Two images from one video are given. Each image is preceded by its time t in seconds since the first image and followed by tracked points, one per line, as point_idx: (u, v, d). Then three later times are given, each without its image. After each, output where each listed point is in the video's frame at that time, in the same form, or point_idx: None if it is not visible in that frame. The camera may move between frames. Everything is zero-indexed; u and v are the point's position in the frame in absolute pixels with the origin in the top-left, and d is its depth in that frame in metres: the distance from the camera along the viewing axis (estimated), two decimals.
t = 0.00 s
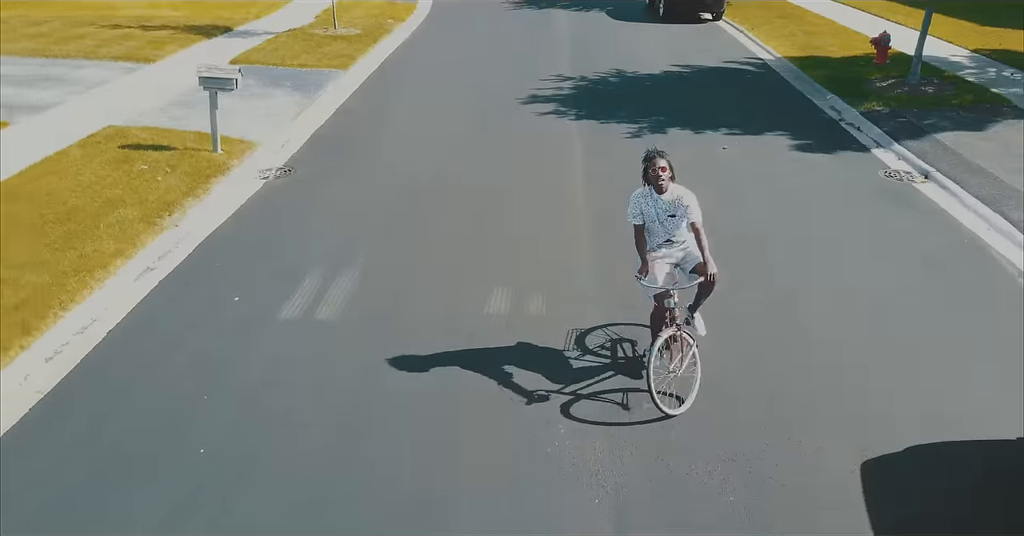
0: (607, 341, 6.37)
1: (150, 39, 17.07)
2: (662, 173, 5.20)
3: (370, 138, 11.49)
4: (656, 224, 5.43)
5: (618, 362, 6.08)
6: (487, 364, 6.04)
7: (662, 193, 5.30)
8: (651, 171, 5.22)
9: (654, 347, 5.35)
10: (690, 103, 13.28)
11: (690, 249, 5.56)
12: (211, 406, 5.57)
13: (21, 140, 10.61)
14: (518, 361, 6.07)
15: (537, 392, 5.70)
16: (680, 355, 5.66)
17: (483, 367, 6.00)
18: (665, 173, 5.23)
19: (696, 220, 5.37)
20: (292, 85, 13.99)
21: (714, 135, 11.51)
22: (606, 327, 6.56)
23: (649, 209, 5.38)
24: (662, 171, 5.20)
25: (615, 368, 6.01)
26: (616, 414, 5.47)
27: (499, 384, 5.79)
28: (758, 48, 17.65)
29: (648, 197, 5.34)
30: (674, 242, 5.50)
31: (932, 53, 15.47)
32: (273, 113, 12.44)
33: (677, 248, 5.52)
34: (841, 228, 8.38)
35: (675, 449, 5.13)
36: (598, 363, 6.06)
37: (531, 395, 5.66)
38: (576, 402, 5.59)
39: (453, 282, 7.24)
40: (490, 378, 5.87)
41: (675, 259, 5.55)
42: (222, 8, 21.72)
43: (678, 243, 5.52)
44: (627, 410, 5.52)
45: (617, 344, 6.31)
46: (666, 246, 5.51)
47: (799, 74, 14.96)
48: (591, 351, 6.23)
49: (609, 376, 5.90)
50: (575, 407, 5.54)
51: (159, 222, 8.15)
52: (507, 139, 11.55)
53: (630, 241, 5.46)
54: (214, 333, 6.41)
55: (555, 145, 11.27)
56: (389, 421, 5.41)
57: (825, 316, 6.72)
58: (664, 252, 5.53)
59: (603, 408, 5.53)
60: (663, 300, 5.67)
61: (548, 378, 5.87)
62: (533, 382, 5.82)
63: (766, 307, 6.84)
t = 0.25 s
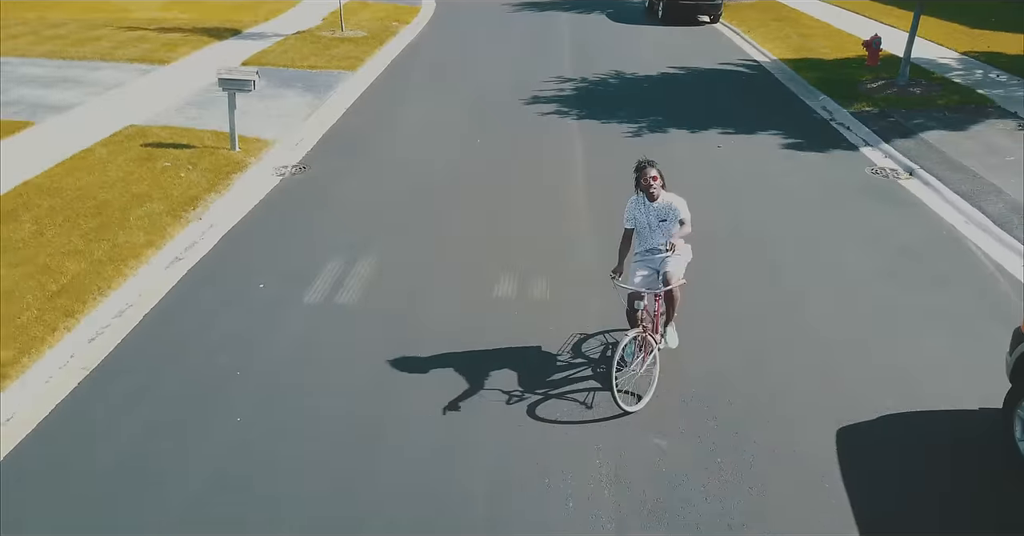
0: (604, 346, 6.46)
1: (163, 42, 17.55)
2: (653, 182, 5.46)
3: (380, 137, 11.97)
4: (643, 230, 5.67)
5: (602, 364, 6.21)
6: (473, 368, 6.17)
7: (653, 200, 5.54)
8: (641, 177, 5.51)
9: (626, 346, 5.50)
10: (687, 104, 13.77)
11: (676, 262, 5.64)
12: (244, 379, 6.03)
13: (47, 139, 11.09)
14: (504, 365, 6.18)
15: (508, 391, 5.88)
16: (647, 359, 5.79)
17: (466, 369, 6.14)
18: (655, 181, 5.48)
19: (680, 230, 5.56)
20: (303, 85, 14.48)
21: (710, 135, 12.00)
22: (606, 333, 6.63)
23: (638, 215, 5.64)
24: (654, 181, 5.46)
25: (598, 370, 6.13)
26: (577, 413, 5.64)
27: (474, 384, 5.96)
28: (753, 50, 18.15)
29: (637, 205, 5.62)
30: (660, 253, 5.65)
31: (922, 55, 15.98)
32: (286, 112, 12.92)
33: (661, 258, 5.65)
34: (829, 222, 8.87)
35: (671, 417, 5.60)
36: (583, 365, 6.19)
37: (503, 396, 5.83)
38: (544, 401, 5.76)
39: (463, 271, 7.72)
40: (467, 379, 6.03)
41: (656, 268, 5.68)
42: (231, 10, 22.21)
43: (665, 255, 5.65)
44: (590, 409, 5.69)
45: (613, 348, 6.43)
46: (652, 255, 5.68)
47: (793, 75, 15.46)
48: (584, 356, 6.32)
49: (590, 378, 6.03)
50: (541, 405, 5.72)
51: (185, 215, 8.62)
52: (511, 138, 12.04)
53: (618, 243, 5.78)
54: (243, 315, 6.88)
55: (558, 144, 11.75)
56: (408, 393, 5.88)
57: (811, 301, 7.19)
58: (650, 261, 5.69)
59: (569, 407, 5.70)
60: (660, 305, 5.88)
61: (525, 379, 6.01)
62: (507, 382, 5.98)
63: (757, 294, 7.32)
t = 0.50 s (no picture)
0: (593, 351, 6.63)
1: (174, 43, 17.96)
2: (643, 192, 5.64)
3: (388, 137, 12.39)
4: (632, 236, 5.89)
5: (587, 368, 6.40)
6: (460, 372, 6.35)
7: (642, 208, 5.73)
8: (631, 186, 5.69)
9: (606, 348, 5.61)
10: (685, 104, 14.18)
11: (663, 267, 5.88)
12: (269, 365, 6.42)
13: (67, 138, 11.48)
14: (492, 370, 6.36)
15: (490, 394, 6.08)
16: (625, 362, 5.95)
17: (453, 374, 6.33)
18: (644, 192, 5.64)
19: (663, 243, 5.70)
20: (312, 86, 14.89)
21: (707, 135, 12.41)
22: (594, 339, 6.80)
23: (627, 220, 5.87)
24: (643, 191, 5.64)
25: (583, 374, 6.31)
26: (554, 415, 5.84)
27: (457, 387, 6.16)
28: (751, 52, 18.56)
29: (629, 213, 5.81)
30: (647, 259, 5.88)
31: (915, 57, 16.39)
32: (296, 113, 13.33)
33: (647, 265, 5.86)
34: (820, 217, 9.27)
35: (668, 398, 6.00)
36: (569, 369, 6.38)
37: (485, 398, 6.03)
38: (524, 404, 5.95)
39: (472, 265, 8.13)
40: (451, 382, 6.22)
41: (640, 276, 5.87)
42: (239, 13, 22.62)
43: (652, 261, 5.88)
44: (568, 411, 5.87)
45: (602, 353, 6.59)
46: (639, 259, 5.91)
47: (788, 77, 15.87)
48: (571, 360, 6.50)
49: (572, 382, 6.21)
50: (520, 407, 5.92)
51: (204, 212, 9.02)
52: (515, 138, 12.45)
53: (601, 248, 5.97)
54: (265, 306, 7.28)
55: (560, 144, 12.15)
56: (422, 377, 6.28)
57: (801, 292, 7.61)
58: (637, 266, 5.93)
59: (547, 408, 5.90)
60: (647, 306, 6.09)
61: (509, 383, 6.19)
62: (489, 385, 6.18)
63: (750, 285, 7.73)
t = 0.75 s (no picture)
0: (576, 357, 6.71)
1: (185, 46, 18.39)
2: (624, 203, 5.73)
3: (396, 138, 12.81)
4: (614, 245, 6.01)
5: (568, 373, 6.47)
6: (443, 377, 6.41)
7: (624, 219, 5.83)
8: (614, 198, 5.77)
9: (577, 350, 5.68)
10: (683, 106, 14.61)
11: (641, 278, 5.99)
12: (291, 348, 6.83)
13: (88, 138, 11.90)
14: (474, 375, 6.43)
15: (471, 397, 6.14)
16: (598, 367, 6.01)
17: (436, 378, 6.39)
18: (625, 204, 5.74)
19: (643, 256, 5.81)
20: (321, 88, 15.32)
21: (704, 136, 12.83)
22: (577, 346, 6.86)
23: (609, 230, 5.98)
24: (624, 202, 5.73)
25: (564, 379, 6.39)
26: (528, 416, 5.92)
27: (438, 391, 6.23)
28: (748, 54, 18.99)
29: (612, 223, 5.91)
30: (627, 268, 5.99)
31: (908, 60, 16.83)
32: (306, 113, 13.75)
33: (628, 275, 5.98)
34: (811, 213, 9.69)
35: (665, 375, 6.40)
36: (550, 374, 6.46)
37: (465, 402, 6.09)
38: (501, 407, 6.03)
39: (479, 258, 8.55)
40: (433, 386, 6.29)
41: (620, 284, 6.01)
42: (246, 16, 23.04)
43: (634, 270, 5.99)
44: (542, 413, 5.96)
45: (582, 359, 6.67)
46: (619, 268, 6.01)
47: (784, 79, 16.31)
48: (552, 366, 6.58)
49: (552, 388, 6.29)
50: (498, 411, 5.98)
51: (224, 208, 9.45)
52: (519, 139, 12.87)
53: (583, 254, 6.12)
54: (285, 294, 7.70)
55: (563, 144, 12.57)
56: (435, 358, 6.69)
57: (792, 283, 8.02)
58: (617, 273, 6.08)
59: (523, 411, 5.98)
60: (625, 314, 6.21)
61: (488, 387, 6.26)
62: (470, 389, 6.25)
63: (745, 275, 8.14)
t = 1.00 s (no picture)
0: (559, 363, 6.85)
1: (194, 48, 18.75)
2: (602, 211, 6.01)
3: (403, 138, 13.19)
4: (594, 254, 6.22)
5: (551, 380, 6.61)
6: (428, 383, 6.54)
7: (603, 227, 6.09)
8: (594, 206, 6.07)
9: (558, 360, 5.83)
10: (681, 107, 14.99)
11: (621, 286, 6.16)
12: (308, 337, 7.21)
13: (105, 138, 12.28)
14: (459, 382, 6.56)
15: (455, 405, 6.27)
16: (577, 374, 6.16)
17: (422, 385, 6.52)
18: (603, 212, 6.00)
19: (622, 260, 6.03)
20: (328, 89, 15.70)
21: (702, 136, 13.21)
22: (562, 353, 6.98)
23: (590, 240, 6.24)
24: (602, 210, 6.01)
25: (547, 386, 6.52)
26: (510, 422, 6.08)
27: (424, 398, 6.35)
28: (746, 56, 19.37)
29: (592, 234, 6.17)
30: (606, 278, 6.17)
31: (902, 62, 17.21)
32: (315, 114, 14.12)
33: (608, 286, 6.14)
34: (805, 210, 10.07)
35: (663, 362, 6.78)
36: (533, 382, 6.59)
37: (450, 409, 6.22)
38: (484, 413, 6.18)
39: (486, 253, 8.93)
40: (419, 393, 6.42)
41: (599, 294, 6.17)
42: (252, 18, 23.41)
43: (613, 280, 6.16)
44: (524, 419, 6.11)
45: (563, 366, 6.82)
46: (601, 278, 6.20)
47: (780, 80, 16.69)
48: (535, 374, 6.72)
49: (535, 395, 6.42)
50: (482, 419, 6.11)
51: (239, 206, 9.83)
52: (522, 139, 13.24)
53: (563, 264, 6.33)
54: (301, 286, 8.09)
55: (565, 144, 12.94)
56: (445, 347, 7.07)
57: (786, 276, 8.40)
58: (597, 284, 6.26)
59: (505, 417, 6.13)
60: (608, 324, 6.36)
61: (471, 394, 6.41)
62: (454, 396, 6.37)
63: (740, 268, 8.52)
